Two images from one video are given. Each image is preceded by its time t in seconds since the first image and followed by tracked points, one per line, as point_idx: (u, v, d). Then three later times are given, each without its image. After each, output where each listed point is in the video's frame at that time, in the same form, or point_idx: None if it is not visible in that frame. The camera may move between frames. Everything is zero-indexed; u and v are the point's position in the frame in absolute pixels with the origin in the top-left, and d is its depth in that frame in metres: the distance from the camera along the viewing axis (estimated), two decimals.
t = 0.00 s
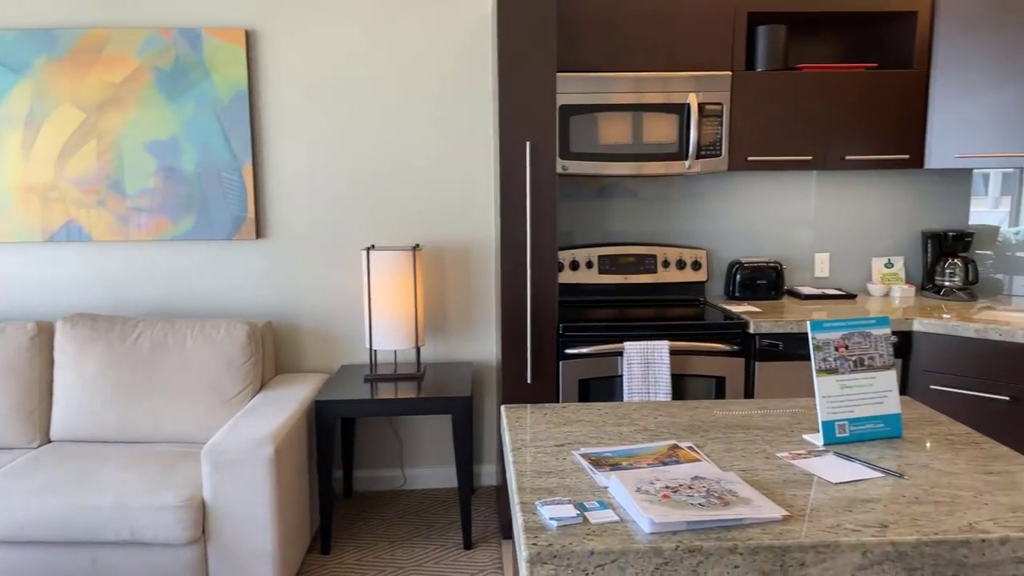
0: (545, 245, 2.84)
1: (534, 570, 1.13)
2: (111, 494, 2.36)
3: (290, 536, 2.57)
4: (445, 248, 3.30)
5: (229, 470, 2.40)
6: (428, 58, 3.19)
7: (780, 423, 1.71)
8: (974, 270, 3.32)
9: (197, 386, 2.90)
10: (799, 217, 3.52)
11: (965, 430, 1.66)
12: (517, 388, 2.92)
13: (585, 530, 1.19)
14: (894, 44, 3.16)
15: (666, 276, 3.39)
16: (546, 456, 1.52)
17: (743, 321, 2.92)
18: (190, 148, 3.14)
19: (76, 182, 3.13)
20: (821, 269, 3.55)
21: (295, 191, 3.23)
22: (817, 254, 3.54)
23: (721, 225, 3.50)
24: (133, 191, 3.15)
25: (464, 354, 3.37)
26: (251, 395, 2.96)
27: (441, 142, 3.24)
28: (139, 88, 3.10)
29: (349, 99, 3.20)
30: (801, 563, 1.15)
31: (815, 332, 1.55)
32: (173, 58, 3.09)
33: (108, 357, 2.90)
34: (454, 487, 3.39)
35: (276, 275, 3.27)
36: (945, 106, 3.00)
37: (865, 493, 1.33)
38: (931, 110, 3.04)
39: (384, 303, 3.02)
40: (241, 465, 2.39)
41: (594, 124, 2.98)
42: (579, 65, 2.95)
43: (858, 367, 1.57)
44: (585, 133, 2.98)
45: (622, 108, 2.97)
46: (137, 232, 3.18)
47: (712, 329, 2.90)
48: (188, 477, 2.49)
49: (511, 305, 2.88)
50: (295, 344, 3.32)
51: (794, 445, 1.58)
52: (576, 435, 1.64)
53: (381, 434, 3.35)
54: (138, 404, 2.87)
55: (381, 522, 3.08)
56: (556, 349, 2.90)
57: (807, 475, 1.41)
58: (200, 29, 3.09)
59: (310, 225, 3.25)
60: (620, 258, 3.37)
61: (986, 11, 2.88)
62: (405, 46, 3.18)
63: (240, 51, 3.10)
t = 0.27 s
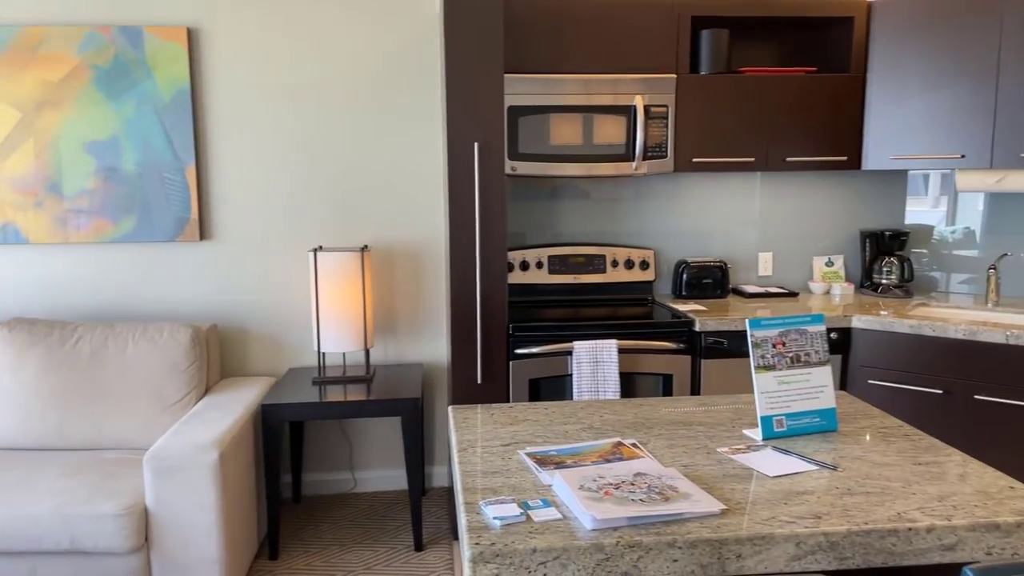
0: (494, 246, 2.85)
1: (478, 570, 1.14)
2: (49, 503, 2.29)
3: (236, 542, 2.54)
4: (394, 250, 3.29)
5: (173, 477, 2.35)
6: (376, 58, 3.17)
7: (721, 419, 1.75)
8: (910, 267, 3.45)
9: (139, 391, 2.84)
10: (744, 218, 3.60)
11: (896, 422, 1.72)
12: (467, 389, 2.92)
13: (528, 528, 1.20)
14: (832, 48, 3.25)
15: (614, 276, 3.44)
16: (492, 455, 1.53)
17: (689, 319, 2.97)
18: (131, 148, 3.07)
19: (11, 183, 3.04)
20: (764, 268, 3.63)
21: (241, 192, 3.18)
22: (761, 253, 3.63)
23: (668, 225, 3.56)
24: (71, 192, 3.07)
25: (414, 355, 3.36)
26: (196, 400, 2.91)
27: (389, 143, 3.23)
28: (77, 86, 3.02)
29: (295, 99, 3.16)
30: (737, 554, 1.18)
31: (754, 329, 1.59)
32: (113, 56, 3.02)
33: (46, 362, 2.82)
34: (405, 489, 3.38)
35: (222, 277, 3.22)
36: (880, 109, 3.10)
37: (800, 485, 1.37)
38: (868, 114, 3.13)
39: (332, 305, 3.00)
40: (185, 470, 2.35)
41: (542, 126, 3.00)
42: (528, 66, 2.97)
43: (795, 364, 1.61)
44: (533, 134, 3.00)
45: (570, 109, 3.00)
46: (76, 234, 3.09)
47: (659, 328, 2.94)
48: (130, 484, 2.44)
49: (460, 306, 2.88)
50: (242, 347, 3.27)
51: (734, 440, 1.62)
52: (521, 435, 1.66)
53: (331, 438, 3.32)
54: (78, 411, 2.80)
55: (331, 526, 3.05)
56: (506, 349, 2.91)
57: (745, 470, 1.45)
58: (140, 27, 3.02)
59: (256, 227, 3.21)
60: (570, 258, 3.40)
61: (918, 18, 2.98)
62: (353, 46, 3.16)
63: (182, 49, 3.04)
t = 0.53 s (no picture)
0: (448, 247, 2.85)
1: (427, 572, 1.14)
2: None
3: (187, 549, 2.49)
4: (348, 251, 3.26)
5: (120, 484, 2.30)
6: (328, 58, 3.14)
7: (671, 417, 1.77)
8: (856, 267, 3.53)
9: (85, 397, 2.77)
10: (697, 218, 3.65)
11: (839, 418, 1.77)
12: (423, 391, 2.91)
13: (477, 529, 1.20)
14: (781, 52, 3.32)
15: (570, 276, 3.46)
16: (444, 457, 1.53)
17: (643, 318, 3.00)
18: (75, 147, 2.99)
19: None
20: (717, 267, 3.69)
21: (190, 193, 3.12)
22: (714, 253, 3.68)
23: (622, 225, 3.59)
24: (12, 193, 2.98)
25: (370, 357, 3.33)
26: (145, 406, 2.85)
27: (342, 143, 3.20)
28: (18, 84, 2.93)
29: (246, 98, 3.11)
30: (684, 551, 1.19)
31: (702, 328, 1.62)
32: (56, 53, 2.93)
33: None
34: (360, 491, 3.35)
35: (171, 280, 3.15)
36: (827, 111, 3.17)
37: (745, 481, 1.40)
38: (815, 116, 3.20)
39: (285, 308, 2.96)
40: (133, 477, 2.30)
41: (496, 127, 3.01)
42: (482, 67, 2.97)
43: (742, 361, 1.64)
44: (487, 135, 3.00)
45: (524, 110, 3.01)
46: (17, 236, 3.00)
47: (613, 327, 2.96)
48: (75, 492, 2.37)
49: (415, 308, 2.86)
50: (193, 350, 3.21)
51: (684, 438, 1.64)
52: (474, 436, 1.66)
53: (285, 441, 3.27)
54: (20, 418, 2.71)
55: (285, 531, 3.02)
56: (461, 350, 2.90)
57: (693, 467, 1.47)
58: (84, 24, 2.94)
59: (206, 228, 3.15)
60: (525, 259, 3.41)
61: (862, 22, 3.06)
62: (305, 45, 3.12)
63: (128, 47, 2.97)
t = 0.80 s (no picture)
0: (406, 248, 2.84)
1: None
2: None
3: (140, 556, 2.45)
4: (304, 252, 3.23)
5: (69, 491, 2.25)
6: (284, 58, 3.11)
7: (624, 417, 1.79)
8: (810, 266, 3.60)
9: (34, 404, 2.70)
10: (654, 218, 3.69)
11: (788, 415, 1.80)
12: (382, 393, 2.89)
13: (427, 531, 1.20)
14: (735, 55, 3.37)
15: (529, 276, 3.47)
16: (397, 459, 1.52)
17: (601, 318, 3.02)
18: (22, 148, 2.92)
19: None
20: (674, 266, 3.73)
21: (142, 194, 3.07)
22: (671, 253, 3.72)
23: (581, 226, 3.61)
24: None
25: (327, 360, 3.31)
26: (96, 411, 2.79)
27: (299, 144, 3.17)
28: None
29: (200, 98, 3.07)
30: (633, 549, 1.21)
31: (653, 328, 1.63)
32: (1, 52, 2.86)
33: None
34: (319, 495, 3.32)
35: (123, 283, 3.09)
36: (780, 114, 3.23)
37: (695, 479, 1.42)
38: (768, 119, 3.26)
39: (240, 310, 2.92)
40: (83, 485, 2.26)
41: (453, 128, 3.00)
42: (439, 68, 2.96)
43: (693, 360, 1.67)
44: (445, 136, 3.00)
45: (481, 111, 3.01)
46: None
47: (572, 327, 2.98)
48: (23, 501, 2.32)
49: (374, 309, 2.85)
50: (146, 354, 3.15)
51: (636, 437, 1.66)
52: (428, 438, 1.65)
53: (241, 445, 3.23)
54: None
55: (242, 536, 2.98)
56: (420, 352, 2.89)
57: (645, 465, 1.49)
58: (31, 22, 2.87)
59: (159, 231, 3.10)
60: (484, 260, 3.41)
61: (813, 27, 3.12)
62: (259, 45, 3.08)
63: (77, 46, 2.91)
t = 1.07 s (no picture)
0: (371, 248, 2.82)
1: None
2: None
3: (100, 563, 2.40)
4: (268, 253, 3.20)
5: (26, 497, 2.21)
6: (247, 57, 3.08)
7: (588, 415, 1.80)
8: (773, 265, 3.66)
9: None
10: (620, 218, 3.71)
11: (748, 412, 1.83)
12: (347, 394, 2.88)
13: (387, 532, 1.20)
14: (698, 56, 3.40)
15: (496, 276, 3.47)
16: (359, 460, 1.52)
17: (567, 318, 3.03)
18: None
19: None
20: (640, 266, 3.76)
21: (101, 194, 3.01)
22: (637, 253, 3.75)
23: (548, 226, 3.62)
24: None
25: (292, 362, 3.28)
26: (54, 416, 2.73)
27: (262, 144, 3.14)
28: None
29: (161, 97, 3.02)
30: (593, 546, 1.22)
31: (615, 327, 1.64)
32: None
33: None
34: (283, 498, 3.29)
35: (82, 284, 3.04)
36: (743, 114, 3.27)
37: (655, 476, 1.43)
38: (732, 120, 3.30)
39: (202, 312, 2.88)
40: (40, 490, 2.21)
41: (418, 127, 3.00)
42: (404, 67, 2.95)
43: (655, 358, 1.68)
44: (410, 136, 2.99)
45: (447, 111, 3.01)
46: None
47: (538, 327, 2.99)
48: None
49: (339, 310, 2.83)
50: (106, 357, 3.10)
51: (599, 435, 1.67)
52: (390, 439, 1.65)
53: (204, 449, 3.19)
54: None
55: (205, 541, 2.94)
56: (385, 353, 2.88)
57: (606, 463, 1.50)
58: None
59: (118, 231, 3.05)
60: (451, 260, 3.41)
61: (774, 29, 3.16)
62: (222, 44, 3.05)
63: (33, 43, 2.85)
